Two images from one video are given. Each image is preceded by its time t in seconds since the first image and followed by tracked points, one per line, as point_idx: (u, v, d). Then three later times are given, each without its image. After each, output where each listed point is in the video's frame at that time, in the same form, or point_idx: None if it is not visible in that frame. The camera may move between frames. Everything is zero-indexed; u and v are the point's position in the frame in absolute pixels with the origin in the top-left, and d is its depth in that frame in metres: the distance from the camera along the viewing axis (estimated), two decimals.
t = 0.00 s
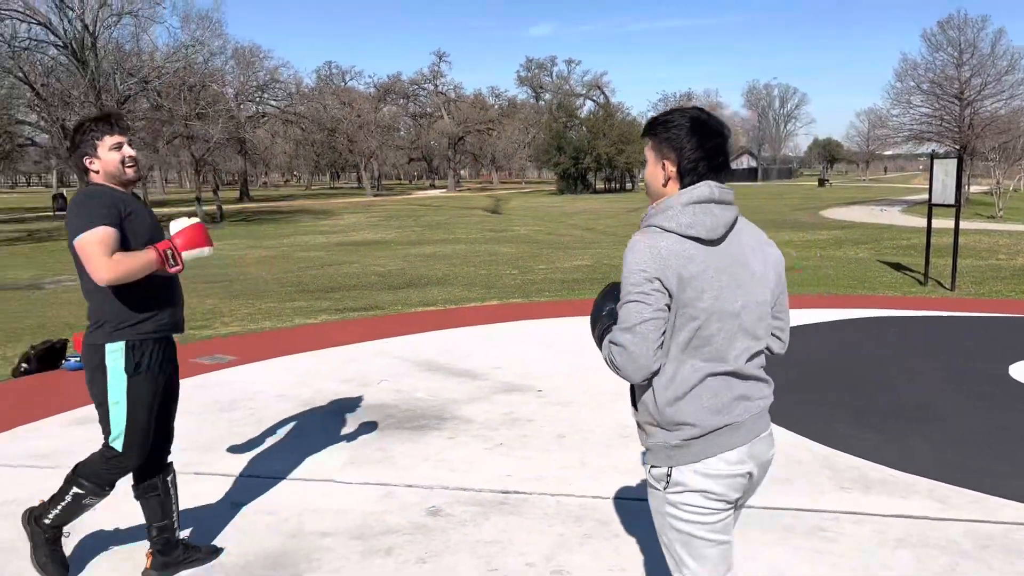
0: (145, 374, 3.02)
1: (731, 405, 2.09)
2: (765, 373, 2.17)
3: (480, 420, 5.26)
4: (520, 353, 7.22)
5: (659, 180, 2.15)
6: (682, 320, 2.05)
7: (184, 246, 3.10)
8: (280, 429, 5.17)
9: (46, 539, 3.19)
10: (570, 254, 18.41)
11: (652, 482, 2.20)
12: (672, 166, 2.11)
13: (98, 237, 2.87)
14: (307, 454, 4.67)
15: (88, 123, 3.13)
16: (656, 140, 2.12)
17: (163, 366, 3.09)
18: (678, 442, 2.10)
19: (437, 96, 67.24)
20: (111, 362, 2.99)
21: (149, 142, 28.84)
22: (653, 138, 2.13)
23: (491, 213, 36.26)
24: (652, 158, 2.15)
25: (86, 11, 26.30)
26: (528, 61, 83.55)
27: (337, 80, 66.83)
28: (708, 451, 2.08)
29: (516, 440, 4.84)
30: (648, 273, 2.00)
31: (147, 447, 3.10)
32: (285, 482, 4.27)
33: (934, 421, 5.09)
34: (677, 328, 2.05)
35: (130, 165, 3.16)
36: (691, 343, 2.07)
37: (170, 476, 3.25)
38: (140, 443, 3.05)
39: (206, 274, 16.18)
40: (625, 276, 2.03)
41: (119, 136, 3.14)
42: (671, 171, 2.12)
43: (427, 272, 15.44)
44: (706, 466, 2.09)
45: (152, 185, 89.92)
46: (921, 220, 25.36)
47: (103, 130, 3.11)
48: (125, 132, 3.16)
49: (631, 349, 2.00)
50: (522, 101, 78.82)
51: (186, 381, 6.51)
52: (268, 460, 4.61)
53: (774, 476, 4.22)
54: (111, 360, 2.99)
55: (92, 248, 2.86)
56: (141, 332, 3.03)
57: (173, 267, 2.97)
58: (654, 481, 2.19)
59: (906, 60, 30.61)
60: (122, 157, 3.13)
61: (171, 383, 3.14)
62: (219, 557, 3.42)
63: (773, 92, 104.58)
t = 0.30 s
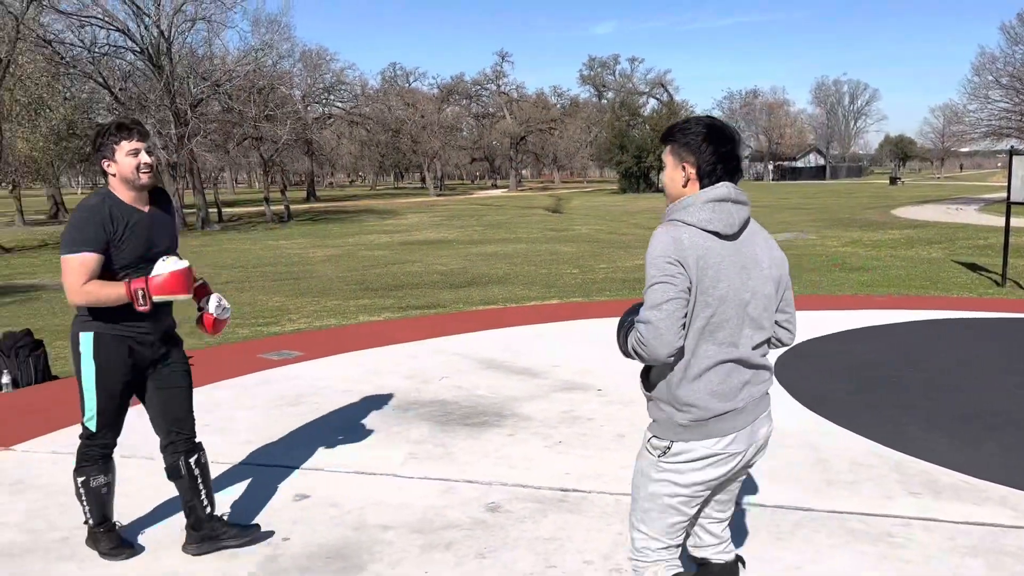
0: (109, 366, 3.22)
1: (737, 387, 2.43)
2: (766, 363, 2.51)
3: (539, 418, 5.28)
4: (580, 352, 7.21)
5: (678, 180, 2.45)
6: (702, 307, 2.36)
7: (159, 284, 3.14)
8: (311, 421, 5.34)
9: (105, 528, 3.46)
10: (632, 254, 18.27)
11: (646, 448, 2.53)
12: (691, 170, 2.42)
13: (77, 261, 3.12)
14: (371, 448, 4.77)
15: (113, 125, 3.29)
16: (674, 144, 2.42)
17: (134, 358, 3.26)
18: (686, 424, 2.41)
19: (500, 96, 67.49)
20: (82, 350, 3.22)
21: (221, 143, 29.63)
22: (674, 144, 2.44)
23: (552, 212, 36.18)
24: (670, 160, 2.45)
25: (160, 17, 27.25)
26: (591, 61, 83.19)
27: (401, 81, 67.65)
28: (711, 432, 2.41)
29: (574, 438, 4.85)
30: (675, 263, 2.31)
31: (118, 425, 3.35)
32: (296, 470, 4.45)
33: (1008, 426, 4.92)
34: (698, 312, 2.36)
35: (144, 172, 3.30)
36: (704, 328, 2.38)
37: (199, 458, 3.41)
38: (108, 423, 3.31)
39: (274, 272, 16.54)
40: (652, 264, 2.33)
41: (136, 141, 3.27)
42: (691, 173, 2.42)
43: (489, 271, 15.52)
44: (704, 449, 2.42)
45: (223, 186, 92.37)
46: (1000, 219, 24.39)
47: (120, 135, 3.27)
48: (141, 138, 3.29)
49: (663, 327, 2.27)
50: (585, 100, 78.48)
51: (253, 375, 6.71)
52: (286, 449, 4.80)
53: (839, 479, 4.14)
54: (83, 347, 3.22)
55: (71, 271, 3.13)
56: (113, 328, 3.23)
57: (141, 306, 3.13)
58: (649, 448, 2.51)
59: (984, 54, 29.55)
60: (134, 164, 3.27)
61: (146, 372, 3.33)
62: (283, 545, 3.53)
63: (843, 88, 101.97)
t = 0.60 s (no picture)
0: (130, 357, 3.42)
1: (740, 368, 2.54)
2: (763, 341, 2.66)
3: (589, 418, 5.27)
4: (631, 352, 7.17)
5: (678, 180, 2.57)
6: (721, 303, 2.48)
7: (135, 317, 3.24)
8: (337, 416, 5.47)
9: (157, 518, 3.56)
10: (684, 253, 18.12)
11: (649, 423, 2.66)
12: (691, 170, 2.55)
13: (84, 254, 3.42)
14: (423, 446, 4.82)
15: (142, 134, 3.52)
16: (672, 146, 2.54)
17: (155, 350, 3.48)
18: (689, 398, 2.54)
19: (552, 96, 67.52)
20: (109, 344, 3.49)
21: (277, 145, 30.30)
22: (669, 146, 2.56)
23: (604, 211, 36.05)
24: (667, 162, 2.58)
25: (220, 20, 27.96)
26: (643, 59, 82.63)
27: (454, 82, 68.12)
28: (709, 407, 2.53)
29: (624, 439, 4.83)
30: (701, 265, 2.40)
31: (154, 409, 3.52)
32: (309, 463, 4.59)
33: None
34: (721, 308, 2.48)
35: (156, 178, 3.50)
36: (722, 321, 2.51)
37: (186, 444, 3.79)
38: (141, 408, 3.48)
39: (328, 271, 16.82)
40: (677, 267, 2.41)
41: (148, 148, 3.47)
42: (691, 173, 2.55)
43: (540, 270, 15.53)
44: (697, 422, 2.54)
45: (279, 187, 94.24)
46: None
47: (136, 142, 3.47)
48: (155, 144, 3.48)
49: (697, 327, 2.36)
50: (637, 99, 78.04)
51: (308, 372, 6.84)
52: (309, 442, 4.93)
53: (897, 484, 4.05)
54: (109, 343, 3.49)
55: (82, 263, 3.43)
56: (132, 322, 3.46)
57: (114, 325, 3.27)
58: (652, 423, 2.64)
59: None
60: (145, 168, 3.48)
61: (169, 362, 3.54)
62: (335, 540, 3.59)
63: (904, 84, 99.49)
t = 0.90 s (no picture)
0: (167, 345, 3.56)
1: (719, 360, 2.62)
2: (748, 336, 2.72)
3: (628, 420, 5.24)
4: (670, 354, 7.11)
5: (657, 178, 2.64)
6: (682, 297, 2.57)
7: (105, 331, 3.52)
8: (347, 411, 5.63)
9: (195, 508, 3.61)
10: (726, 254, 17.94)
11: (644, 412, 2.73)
12: (667, 171, 2.61)
13: (125, 247, 3.55)
14: (462, 445, 4.83)
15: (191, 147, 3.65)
16: (650, 148, 2.62)
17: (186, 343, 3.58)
18: (675, 383, 2.60)
19: (592, 96, 67.34)
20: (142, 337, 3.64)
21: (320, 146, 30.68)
22: (648, 148, 2.65)
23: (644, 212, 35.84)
24: (648, 163, 2.66)
25: (264, 23, 28.35)
26: (685, 58, 81.99)
27: (494, 83, 68.26)
28: (696, 395, 2.60)
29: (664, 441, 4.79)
30: (656, 259, 2.50)
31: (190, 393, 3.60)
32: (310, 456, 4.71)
33: None
34: (676, 301, 2.57)
35: (198, 190, 3.63)
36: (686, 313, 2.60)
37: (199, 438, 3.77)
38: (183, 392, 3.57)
39: (369, 270, 16.98)
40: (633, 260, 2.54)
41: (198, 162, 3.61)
42: (667, 173, 2.61)
43: (579, 271, 15.48)
44: (690, 408, 2.61)
45: (320, 188, 95.41)
46: None
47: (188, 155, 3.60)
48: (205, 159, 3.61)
49: (632, 314, 2.48)
50: (678, 99, 77.50)
51: (348, 370, 6.91)
52: (317, 435, 5.11)
53: (944, 490, 3.96)
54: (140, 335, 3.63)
55: (121, 255, 3.57)
56: (166, 316, 3.57)
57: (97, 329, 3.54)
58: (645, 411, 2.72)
59: None
60: (193, 180, 3.61)
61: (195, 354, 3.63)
62: (375, 537, 3.62)
63: (952, 82, 97.38)
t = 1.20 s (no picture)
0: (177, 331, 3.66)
1: (717, 355, 2.79)
2: (749, 334, 2.86)
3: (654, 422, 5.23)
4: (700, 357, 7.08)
5: (671, 182, 2.86)
6: (675, 289, 2.76)
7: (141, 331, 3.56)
8: (359, 410, 5.72)
9: (198, 493, 3.82)
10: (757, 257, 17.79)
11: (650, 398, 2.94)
12: (679, 174, 2.83)
13: (166, 246, 3.54)
14: (490, 445, 4.86)
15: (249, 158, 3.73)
16: (664, 153, 2.84)
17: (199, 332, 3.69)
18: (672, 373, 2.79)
19: (620, 98, 67.34)
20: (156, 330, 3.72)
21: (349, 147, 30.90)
22: (664, 154, 2.86)
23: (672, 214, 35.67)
24: (664, 170, 2.88)
25: (296, 27, 28.62)
26: (715, 60, 81.56)
27: (522, 85, 68.44)
28: (689, 386, 2.78)
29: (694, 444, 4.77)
30: (649, 252, 2.72)
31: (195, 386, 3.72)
32: (327, 453, 4.80)
33: None
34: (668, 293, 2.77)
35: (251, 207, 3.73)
36: (681, 306, 2.79)
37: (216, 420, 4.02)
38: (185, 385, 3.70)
39: (397, 272, 17.05)
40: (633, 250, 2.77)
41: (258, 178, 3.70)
42: (679, 177, 2.83)
43: (607, 273, 15.44)
44: (690, 402, 2.79)
45: (350, 191, 96.11)
46: None
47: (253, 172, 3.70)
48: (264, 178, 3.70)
49: (625, 298, 2.73)
50: (707, 101, 77.16)
51: (376, 370, 6.96)
52: (330, 433, 5.19)
53: (977, 497, 3.91)
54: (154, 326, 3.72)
55: (161, 252, 3.56)
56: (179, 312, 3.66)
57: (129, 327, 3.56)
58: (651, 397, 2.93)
59: None
60: (249, 194, 3.69)
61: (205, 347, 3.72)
62: (403, 536, 3.65)
63: (989, 82, 95.77)
